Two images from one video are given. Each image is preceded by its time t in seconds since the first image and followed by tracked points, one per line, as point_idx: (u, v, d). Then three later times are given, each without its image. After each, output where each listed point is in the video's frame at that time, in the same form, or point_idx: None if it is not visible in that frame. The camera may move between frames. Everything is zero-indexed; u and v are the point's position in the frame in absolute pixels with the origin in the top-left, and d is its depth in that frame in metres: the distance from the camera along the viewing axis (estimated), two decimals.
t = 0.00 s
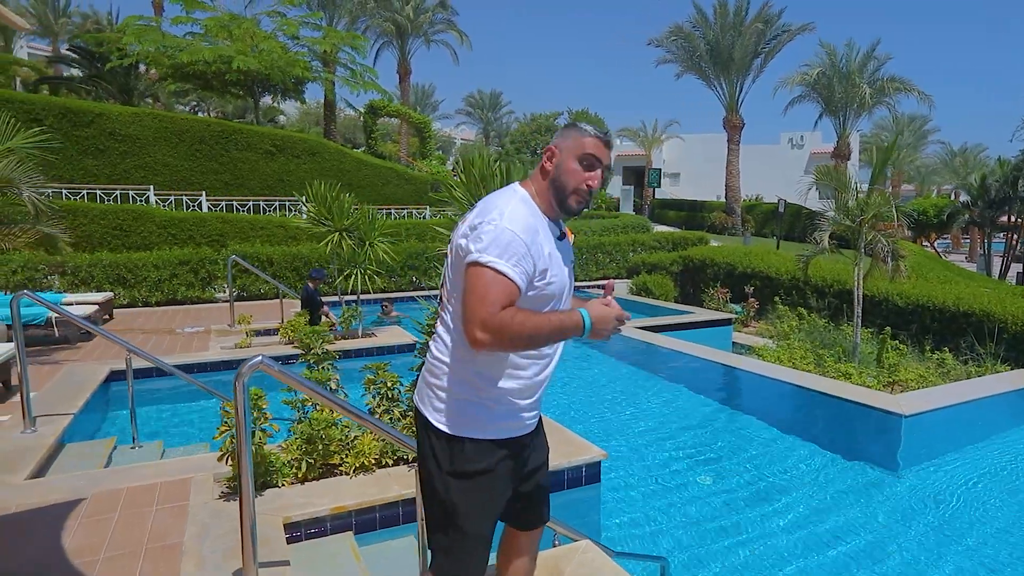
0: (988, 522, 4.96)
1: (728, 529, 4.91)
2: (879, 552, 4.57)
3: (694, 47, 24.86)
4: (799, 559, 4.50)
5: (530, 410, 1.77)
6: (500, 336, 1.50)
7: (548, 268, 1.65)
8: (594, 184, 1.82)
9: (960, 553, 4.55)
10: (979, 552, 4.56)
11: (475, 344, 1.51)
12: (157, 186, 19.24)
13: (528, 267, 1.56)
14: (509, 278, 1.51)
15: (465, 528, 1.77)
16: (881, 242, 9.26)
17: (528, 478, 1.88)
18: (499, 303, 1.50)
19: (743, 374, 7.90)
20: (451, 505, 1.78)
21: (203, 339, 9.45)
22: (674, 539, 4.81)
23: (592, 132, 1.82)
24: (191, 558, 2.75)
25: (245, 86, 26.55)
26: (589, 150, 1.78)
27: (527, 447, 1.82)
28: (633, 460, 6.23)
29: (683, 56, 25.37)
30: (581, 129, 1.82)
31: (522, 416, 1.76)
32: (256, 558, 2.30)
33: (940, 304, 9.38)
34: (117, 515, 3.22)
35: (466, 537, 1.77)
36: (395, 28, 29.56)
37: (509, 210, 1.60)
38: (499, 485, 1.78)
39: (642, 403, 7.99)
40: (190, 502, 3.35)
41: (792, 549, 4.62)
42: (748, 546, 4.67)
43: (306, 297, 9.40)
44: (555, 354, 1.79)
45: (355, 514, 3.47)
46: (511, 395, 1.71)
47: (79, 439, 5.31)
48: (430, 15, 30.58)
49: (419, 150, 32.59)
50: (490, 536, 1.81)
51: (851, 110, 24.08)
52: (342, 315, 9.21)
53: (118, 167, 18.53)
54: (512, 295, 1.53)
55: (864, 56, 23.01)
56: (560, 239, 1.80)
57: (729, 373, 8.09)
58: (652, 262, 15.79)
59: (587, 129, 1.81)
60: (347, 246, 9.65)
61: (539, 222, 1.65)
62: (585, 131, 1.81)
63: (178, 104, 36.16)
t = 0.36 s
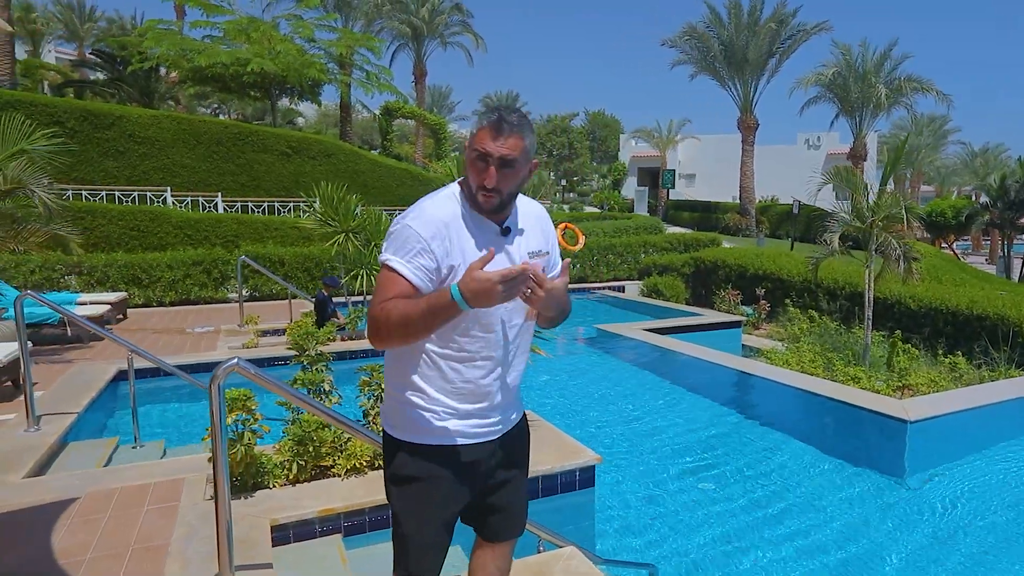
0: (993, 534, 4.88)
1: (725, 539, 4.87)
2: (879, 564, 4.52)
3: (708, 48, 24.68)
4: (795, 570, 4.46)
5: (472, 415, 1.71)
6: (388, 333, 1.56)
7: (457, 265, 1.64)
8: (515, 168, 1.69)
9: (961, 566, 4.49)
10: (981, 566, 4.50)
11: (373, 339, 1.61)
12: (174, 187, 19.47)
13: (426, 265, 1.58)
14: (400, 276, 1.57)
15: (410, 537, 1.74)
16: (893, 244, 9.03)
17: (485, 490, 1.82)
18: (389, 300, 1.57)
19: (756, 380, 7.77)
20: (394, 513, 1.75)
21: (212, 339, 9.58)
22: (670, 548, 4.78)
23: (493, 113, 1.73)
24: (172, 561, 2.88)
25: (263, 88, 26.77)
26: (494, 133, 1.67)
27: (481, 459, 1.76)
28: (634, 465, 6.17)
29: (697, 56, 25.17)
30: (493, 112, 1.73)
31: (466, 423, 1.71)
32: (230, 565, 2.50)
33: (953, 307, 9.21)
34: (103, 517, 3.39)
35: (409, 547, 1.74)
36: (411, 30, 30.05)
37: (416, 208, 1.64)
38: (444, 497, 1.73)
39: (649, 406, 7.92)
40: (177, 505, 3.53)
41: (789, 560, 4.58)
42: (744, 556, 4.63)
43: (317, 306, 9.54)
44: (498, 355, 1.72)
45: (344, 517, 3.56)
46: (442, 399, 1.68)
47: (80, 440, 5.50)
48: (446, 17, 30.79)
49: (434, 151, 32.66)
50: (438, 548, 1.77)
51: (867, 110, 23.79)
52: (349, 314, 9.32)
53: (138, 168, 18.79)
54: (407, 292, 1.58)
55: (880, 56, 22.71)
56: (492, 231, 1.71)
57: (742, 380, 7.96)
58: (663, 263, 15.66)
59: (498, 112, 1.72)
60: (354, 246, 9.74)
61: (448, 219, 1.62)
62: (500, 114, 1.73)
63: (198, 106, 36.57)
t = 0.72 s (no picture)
0: (1004, 538, 4.85)
1: (730, 538, 4.89)
2: (887, 566, 4.52)
3: (730, 47, 24.47)
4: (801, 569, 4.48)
5: (414, 430, 1.79)
6: (312, 366, 1.67)
7: (383, 294, 1.69)
8: (441, 191, 1.71)
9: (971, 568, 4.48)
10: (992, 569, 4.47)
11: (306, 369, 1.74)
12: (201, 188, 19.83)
13: (345, 293, 1.67)
14: (324, 310, 1.68)
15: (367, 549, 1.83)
16: (913, 245, 8.84)
17: (440, 501, 1.89)
18: (312, 334, 1.69)
19: (779, 384, 7.63)
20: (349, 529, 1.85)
21: (234, 337, 9.83)
22: (675, 548, 4.82)
23: (418, 134, 1.75)
24: (182, 553, 3.37)
25: (288, 90, 27.13)
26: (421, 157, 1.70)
27: (428, 473, 1.84)
28: (645, 468, 6.15)
29: (718, 56, 24.96)
30: (423, 132, 1.75)
31: (408, 437, 1.79)
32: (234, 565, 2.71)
33: (976, 309, 9.04)
34: (119, 509, 3.92)
35: (366, 561, 1.84)
36: (434, 32, 30.29)
37: (343, 237, 1.72)
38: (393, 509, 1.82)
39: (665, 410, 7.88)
40: (189, 500, 4.04)
41: (795, 561, 4.59)
42: (750, 555, 4.66)
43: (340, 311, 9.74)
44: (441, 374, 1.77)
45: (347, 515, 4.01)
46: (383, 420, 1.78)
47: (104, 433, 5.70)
48: (469, 19, 31.07)
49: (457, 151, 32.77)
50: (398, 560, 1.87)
51: (892, 110, 23.43)
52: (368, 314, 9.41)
53: (168, 169, 19.15)
54: (332, 324, 1.69)
55: (905, 54, 22.35)
56: (431, 252, 1.74)
57: (765, 384, 7.82)
58: (683, 264, 15.54)
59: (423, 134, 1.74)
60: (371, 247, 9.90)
61: (371, 245, 1.68)
62: (425, 134, 1.75)
63: (227, 108, 37.19)
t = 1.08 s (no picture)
0: (1013, 541, 4.82)
1: (733, 538, 4.91)
2: (893, 568, 4.51)
3: (742, 46, 24.35)
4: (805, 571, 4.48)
5: (394, 436, 1.84)
6: (289, 379, 1.71)
7: (360, 305, 1.72)
8: (426, 203, 1.72)
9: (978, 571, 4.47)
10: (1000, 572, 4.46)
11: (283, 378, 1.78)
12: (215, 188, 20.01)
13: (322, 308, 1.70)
14: (301, 323, 1.71)
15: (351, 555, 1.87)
16: (925, 245, 8.70)
17: (423, 504, 1.94)
18: (289, 347, 1.72)
19: (789, 385, 7.54)
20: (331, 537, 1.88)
21: (245, 336, 9.93)
22: (679, 548, 4.84)
23: (407, 144, 1.73)
24: (188, 549, 3.44)
25: (301, 90, 27.29)
26: (410, 170, 1.70)
27: (410, 477, 1.88)
28: (650, 469, 6.15)
29: (730, 56, 24.87)
30: (404, 140, 1.74)
31: (388, 444, 1.84)
32: (239, 560, 2.72)
33: (989, 310, 8.94)
34: (129, 505, 3.99)
35: (354, 565, 1.89)
36: (447, 32, 30.51)
37: (318, 248, 1.74)
38: (375, 514, 1.86)
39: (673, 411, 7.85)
40: (197, 496, 4.11)
41: (799, 563, 4.59)
42: (753, 557, 4.66)
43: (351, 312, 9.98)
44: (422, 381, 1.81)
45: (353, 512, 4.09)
46: (363, 428, 1.83)
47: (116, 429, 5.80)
48: (481, 19, 31.20)
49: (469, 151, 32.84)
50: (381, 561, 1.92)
51: (905, 110, 23.27)
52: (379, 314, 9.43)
53: (183, 169, 19.32)
54: (310, 337, 1.73)
55: (919, 53, 22.16)
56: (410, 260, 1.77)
57: (775, 384, 7.74)
58: (693, 264, 15.47)
59: (402, 143, 1.73)
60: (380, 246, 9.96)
61: (345, 256, 1.71)
62: (406, 141, 1.73)
63: (242, 108, 37.52)
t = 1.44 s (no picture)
0: (1012, 542, 4.83)
1: (733, 537, 4.93)
2: (893, 569, 4.51)
3: (744, 46, 24.35)
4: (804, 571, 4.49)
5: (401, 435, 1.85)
6: (294, 384, 1.68)
7: (371, 311, 1.71)
8: (460, 213, 1.73)
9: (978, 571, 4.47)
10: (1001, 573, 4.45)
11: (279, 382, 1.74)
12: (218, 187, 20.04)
13: (335, 312, 1.67)
14: (307, 328, 1.67)
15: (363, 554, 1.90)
16: (926, 246, 8.68)
17: (428, 501, 1.94)
18: (295, 353, 1.68)
19: (791, 386, 7.54)
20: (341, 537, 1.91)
21: (247, 335, 9.97)
22: (678, 546, 4.86)
23: (467, 157, 1.71)
24: (189, 548, 3.46)
25: (304, 90, 27.30)
26: (458, 180, 1.70)
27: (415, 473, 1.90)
28: (651, 468, 6.17)
29: (733, 56, 24.87)
30: (438, 148, 1.71)
31: (393, 442, 1.85)
32: (239, 561, 2.74)
33: (991, 310, 8.93)
34: (130, 503, 4.02)
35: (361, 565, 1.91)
36: (449, 32, 30.51)
37: (327, 251, 1.69)
38: (383, 511, 1.89)
39: (674, 411, 7.86)
40: (198, 494, 4.14)
41: (800, 563, 4.59)
42: (753, 556, 4.67)
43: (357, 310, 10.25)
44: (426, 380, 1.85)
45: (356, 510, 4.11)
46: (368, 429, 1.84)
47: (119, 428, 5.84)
48: (483, 19, 31.25)
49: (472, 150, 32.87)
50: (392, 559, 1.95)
51: (908, 110, 23.25)
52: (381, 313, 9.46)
53: (185, 168, 19.35)
54: (316, 345, 1.69)
55: (922, 53, 22.14)
56: (419, 262, 1.79)
57: (777, 385, 7.73)
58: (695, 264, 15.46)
59: (443, 151, 1.70)
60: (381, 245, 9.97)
61: (359, 259, 1.69)
62: (440, 150, 1.71)
63: (245, 108, 37.59)
